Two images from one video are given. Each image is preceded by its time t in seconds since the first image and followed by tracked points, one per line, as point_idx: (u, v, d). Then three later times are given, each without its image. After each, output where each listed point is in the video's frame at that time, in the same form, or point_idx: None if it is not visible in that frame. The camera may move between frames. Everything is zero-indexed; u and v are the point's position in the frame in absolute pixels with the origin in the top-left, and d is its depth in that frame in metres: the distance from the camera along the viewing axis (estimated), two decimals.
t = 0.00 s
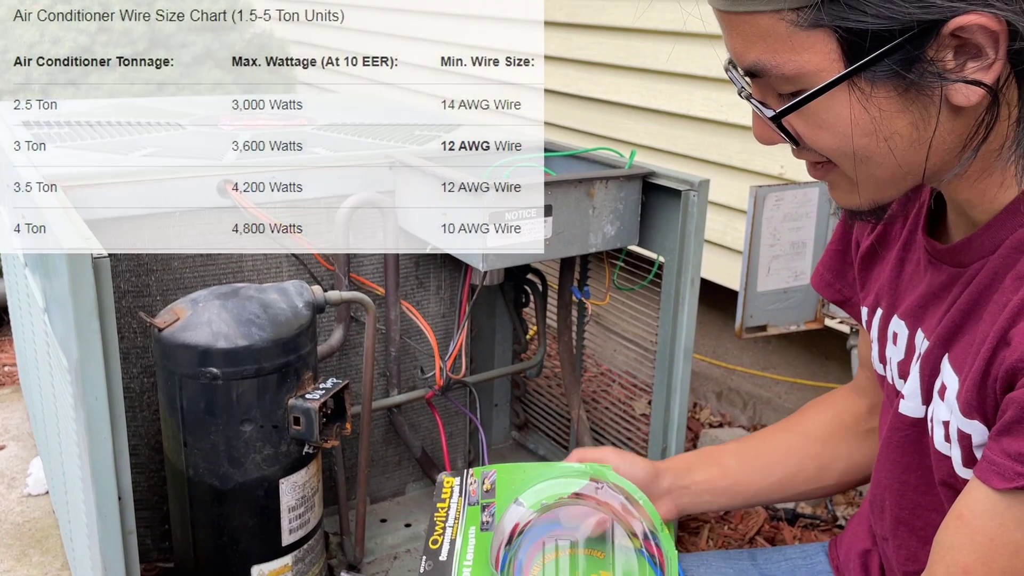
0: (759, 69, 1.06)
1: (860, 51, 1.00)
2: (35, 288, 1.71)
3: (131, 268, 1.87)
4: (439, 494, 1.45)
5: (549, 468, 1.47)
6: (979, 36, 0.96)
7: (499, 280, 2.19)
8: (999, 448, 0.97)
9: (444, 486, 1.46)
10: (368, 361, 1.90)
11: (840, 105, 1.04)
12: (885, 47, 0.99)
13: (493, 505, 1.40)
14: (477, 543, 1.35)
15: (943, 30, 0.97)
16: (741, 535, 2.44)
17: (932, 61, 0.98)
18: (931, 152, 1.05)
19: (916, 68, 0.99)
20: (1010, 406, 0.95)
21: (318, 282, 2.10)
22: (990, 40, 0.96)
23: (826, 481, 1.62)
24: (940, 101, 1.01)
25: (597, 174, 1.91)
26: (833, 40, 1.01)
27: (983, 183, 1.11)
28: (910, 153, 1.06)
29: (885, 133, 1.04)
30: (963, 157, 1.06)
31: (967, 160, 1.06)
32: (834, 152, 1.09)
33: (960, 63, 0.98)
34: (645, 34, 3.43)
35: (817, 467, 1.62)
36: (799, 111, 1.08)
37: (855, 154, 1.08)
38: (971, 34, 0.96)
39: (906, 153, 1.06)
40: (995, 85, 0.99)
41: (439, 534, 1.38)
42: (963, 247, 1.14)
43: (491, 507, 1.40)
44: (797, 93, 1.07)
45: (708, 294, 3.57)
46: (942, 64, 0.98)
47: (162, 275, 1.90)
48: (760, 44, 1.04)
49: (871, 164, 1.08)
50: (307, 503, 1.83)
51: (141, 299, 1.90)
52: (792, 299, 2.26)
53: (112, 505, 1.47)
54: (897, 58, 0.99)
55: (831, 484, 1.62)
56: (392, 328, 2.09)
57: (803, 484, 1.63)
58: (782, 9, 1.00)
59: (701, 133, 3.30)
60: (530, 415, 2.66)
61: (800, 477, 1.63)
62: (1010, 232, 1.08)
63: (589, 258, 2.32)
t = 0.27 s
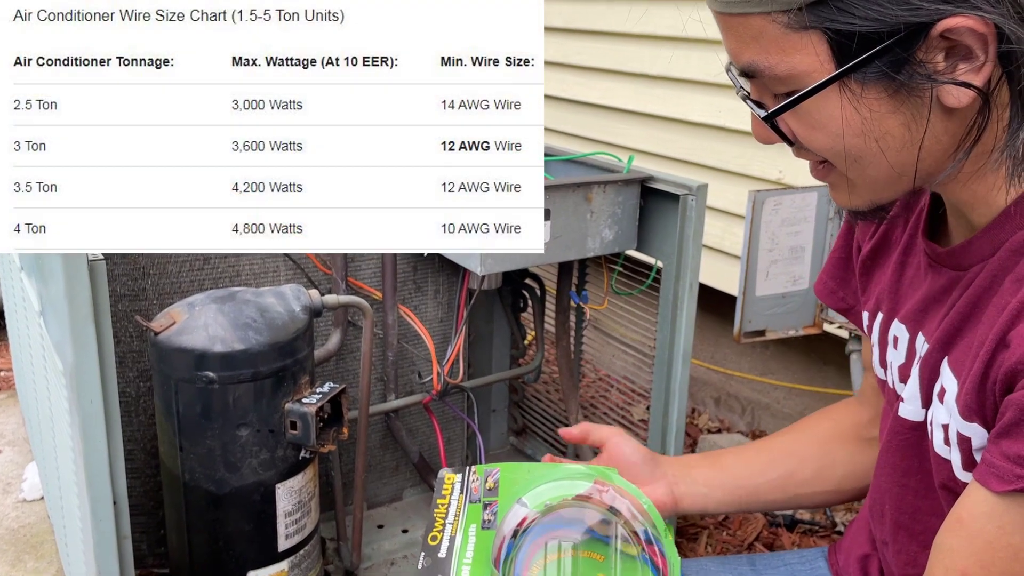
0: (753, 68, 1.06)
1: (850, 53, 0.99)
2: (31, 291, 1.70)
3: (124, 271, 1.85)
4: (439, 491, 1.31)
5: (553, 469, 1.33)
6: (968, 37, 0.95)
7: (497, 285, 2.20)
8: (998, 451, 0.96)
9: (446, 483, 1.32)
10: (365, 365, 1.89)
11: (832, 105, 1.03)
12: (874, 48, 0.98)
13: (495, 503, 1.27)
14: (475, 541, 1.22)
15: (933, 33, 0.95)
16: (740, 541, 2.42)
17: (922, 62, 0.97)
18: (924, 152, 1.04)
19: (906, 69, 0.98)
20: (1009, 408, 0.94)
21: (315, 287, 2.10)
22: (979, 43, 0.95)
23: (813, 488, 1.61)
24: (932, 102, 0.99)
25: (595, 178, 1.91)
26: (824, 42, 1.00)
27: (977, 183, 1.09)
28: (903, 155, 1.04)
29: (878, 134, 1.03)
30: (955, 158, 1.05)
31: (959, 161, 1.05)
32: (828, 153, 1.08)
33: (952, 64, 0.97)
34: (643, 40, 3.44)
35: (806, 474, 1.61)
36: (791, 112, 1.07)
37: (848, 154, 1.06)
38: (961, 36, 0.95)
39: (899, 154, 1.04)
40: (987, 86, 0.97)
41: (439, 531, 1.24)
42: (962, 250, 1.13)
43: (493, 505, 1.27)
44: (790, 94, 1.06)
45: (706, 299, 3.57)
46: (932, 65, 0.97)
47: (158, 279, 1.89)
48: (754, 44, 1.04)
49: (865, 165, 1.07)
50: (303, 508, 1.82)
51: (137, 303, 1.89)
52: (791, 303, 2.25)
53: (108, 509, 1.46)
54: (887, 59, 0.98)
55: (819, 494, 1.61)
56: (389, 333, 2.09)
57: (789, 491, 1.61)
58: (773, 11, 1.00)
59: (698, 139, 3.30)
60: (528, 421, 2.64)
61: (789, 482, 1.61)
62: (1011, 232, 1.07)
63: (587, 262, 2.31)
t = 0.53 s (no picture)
0: (766, 70, 1.04)
1: (870, 52, 0.98)
2: (28, 296, 1.70)
3: (123, 277, 1.86)
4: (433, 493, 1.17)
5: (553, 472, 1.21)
6: (991, 35, 0.93)
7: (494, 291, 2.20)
8: (1003, 456, 0.95)
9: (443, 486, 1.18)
10: (362, 371, 1.89)
11: (850, 106, 1.01)
12: (896, 47, 0.96)
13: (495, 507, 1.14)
14: (475, 547, 1.08)
15: (955, 31, 0.94)
16: (738, 547, 2.42)
17: (943, 61, 0.96)
18: (941, 153, 1.03)
19: (928, 67, 0.97)
20: (1015, 414, 0.94)
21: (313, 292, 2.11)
22: (1002, 40, 0.93)
23: (754, 451, 1.61)
24: (952, 101, 0.98)
25: (592, 184, 1.91)
26: (844, 41, 0.98)
27: (988, 188, 1.10)
28: (920, 155, 1.03)
29: (896, 135, 1.02)
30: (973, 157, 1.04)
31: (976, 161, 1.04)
32: (844, 155, 1.06)
33: (975, 62, 0.96)
34: (641, 45, 3.45)
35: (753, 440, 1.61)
36: (808, 113, 1.05)
37: (866, 156, 1.05)
38: (983, 35, 0.93)
39: (917, 154, 1.03)
40: (1008, 85, 0.96)
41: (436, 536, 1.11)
42: (967, 253, 1.13)
43: (493, 510, 1.14)
44: (807, 95, 1.04)
45: (705, 305, 3.56)
46: (954, 64, 0.96)
47: (156, 285, 1.90)
48: (768, 45, 1.02)
49: (881, 167, 1.06)
50: (300, 514, 1.82)
51: (134, 309, 1.89)
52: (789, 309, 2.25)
53: (103, 513, 1.45)
54: (908, 58, 0.97)
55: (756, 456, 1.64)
56: (387, 338, 2.09)
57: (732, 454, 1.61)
58: (791, 9, 0.98)
59: (697, 144, 3.30)
60: (525, 426, 2.63)
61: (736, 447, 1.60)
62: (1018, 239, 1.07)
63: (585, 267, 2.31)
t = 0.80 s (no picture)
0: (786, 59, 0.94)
1: (903, 40, 0.90)
2: (27, 301, 1.70)
3: (121, 281, 1.86)
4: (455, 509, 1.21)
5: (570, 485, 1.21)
6: None
7: (493, 295, 2.19)
8: (1014, 466, 0.95)
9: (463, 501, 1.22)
10: (362, 375, 1.88)
11: (877, 99, 0.94)
12: (930, 36, 0.89)
13: (511, 515, 1.15)
14: (491, 556, 1.09)
15: (990, 19, 0.87)
16: (737, 551, 2.41)
17: (976, 51, 0.89)
18: (960, 147, 0.98)
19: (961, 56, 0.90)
20: None
21: (312, 296, 2.11)
22: None
23: (697, 417, 1.63)
24: (981, 93, 0.93)
25: (592, 187, 1.91)
26: (877, 29, 0.90)
27: (997, 195, 1.09)
28: (942, 149, 0.98)
29: (921, 129, 0.95)
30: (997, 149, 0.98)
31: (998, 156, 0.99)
32: (861, 150, 0.98)
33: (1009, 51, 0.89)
34: (641, 50, 3.45)
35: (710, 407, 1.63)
36: (831, 107, 0.96)
37: (885, 150, 0.98)
38: (1018, 24, 0.87)
39: (936, 150, 0.97)
40: None
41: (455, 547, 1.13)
42: (974, 262, 1.13)
43: (510, 519, 1.14)
44: (830, 87, 0.95)
45: (704, 309, 3.56)
46: (985, 55, 0.90)
47: (154, 289, 1.89)
48: (790, 32, 0.93)
49: (896, 164, 0.99)
50: (299, 518, 1.81)
51: (133, 313, 1.89)
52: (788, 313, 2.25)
53: (102, 518, 1.45)
54: (942, 47, 0.89)
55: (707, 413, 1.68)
56: (386, 343, 2.10)
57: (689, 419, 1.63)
58: None
59: (696, 148, 3.30)
60: (525, 430, 2.63)
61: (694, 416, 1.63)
62: None
63: (584, 271, 2.31)
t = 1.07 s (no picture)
0: None
1: None
2: (24, 308, 1.70)
3: (119, 288, 1.86)
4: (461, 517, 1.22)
5: (569, 489, 1.22)
6: None
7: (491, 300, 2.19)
8: (1014, 471, 0.95)
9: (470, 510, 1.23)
10: (359, 383, 1.89)
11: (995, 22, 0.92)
12: None
13: (515, 520, 1.15)
14: (495, 560, 1.09)
15: None
16: (734, 557, 2.41)
17: None
18: None
19: None
20: None
21: (310, 303, 2.11)
22: None
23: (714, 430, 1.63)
24: None
25: (588, 194, 1.92)
26: None
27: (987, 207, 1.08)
28: None
29: None
30: None
31: None
32: (998, 88, 0.94)
33: None
34: (638, 56, 3.46)
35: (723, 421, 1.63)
36: (949, 28, 0.92)
37: (1011, 84, 0.94)
38: None
39: None
40: None
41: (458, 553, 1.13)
42: (965, 272, 1.13)
43: (514, 524, 1.15)
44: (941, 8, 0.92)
45: (701, 314, 3.57)
46: None
47: (151, 296, 1.90)
48: None
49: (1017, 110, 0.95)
50: (295, 525, 1.81)
51: (130, 320, 1.89)
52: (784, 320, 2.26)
53: (99, 524, 1.45)
54: None
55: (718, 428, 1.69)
56: (382, 349, 2.08)
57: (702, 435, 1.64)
58: None
59: (693, 154, 3.31)
60: (522, 436, 2.65)
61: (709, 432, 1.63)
62: (1017, 255, 1.06)
63: (581, 277, 2.32)
